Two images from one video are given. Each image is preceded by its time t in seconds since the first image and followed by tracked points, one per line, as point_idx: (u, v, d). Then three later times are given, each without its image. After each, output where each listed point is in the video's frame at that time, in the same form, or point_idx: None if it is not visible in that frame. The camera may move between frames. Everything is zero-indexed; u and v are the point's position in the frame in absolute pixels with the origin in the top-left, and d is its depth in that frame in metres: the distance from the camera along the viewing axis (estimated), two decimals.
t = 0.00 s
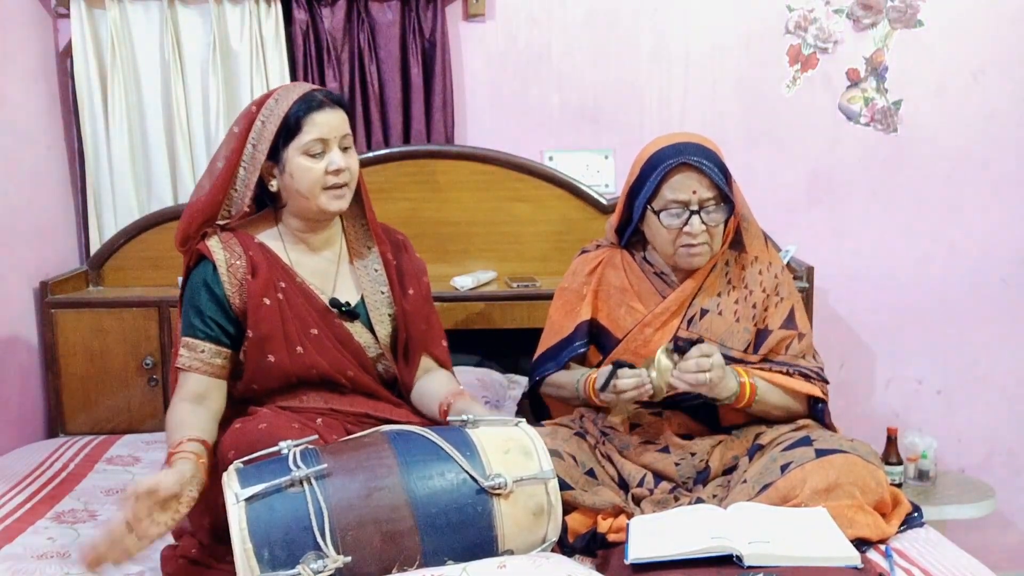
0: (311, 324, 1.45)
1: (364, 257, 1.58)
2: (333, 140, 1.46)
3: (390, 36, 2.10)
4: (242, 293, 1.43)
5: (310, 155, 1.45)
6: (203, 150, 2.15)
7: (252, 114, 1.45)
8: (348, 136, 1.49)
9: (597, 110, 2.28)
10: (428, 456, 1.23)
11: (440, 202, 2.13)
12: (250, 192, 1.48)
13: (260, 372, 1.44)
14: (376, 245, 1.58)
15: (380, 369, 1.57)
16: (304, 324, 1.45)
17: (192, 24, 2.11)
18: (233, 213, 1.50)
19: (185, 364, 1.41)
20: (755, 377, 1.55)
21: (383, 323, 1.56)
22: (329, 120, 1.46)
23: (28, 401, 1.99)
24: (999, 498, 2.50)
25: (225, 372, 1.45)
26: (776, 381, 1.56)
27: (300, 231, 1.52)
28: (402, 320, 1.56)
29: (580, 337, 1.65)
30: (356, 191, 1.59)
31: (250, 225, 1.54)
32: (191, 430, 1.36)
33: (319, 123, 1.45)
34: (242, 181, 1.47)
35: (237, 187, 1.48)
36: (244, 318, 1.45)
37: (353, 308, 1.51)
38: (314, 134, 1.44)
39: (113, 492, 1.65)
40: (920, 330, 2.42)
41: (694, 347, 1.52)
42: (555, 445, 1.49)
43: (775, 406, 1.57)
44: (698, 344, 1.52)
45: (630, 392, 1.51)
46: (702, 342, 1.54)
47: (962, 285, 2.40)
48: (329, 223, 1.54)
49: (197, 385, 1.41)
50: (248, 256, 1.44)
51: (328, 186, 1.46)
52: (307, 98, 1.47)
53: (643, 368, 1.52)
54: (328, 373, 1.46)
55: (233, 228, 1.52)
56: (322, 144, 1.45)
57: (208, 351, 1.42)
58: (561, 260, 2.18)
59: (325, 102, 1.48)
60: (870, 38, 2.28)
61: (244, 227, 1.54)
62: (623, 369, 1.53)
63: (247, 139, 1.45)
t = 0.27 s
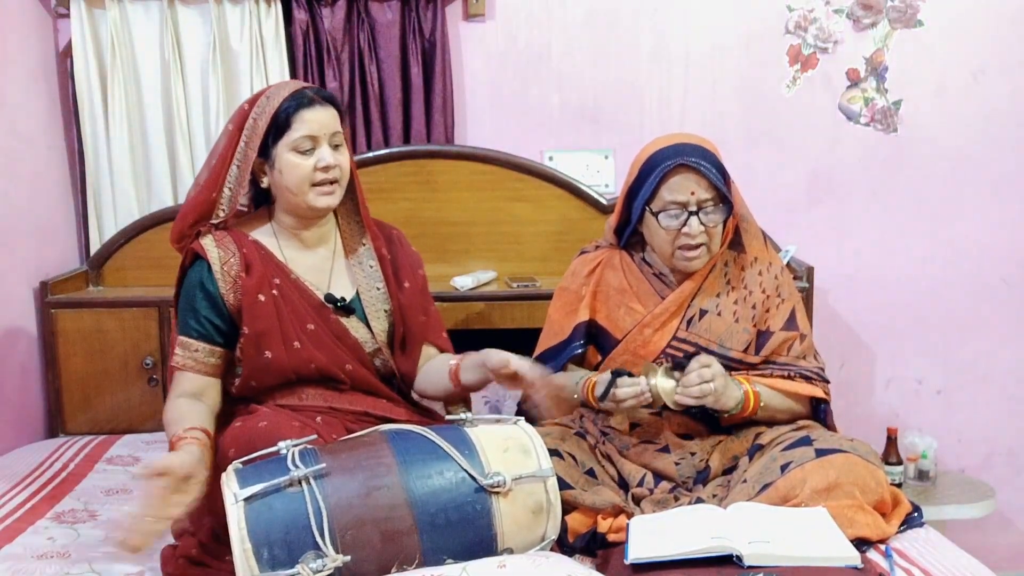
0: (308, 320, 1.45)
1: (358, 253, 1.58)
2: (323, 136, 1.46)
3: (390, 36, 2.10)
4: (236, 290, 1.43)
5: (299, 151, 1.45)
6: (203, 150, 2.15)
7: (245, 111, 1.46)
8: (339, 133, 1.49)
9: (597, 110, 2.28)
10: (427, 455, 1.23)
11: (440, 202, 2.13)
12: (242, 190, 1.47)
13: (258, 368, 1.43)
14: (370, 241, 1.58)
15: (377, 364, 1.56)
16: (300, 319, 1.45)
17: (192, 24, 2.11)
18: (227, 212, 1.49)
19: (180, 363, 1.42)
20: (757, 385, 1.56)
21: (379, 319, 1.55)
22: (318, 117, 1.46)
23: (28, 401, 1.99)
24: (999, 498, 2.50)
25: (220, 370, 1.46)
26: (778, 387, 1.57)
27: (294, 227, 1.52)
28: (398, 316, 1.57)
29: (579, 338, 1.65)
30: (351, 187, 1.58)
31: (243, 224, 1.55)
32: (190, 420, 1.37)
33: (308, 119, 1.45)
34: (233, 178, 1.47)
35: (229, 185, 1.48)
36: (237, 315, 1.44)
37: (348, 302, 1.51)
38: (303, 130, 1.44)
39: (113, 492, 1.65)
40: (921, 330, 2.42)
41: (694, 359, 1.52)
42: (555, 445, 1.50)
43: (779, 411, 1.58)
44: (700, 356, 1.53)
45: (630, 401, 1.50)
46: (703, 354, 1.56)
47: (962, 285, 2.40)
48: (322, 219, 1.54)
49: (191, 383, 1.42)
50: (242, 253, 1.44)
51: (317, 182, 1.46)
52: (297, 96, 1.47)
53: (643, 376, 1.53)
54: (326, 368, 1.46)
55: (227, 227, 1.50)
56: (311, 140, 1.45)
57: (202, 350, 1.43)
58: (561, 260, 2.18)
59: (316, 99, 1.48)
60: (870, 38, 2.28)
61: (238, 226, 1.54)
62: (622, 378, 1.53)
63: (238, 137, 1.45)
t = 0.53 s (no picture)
0: (309, 322, 1.45)
1: (360, 254, 1.58)
2: (324, 138, 1.46)
3: (390, 36, 2.10)
4: (238, 292, 1.43)
5: (300, 152, 1.45)
6: (204, 150, 2.15)
7: (246, 112, 1.46)
8: (340, 134, 1.49)
9: (597, 110, 2.28)
10: (427, 455, 1.23)
11: (440, 202, 2.13)
12: (243, 190, 1.48)
13: (258, 370, 1.43)
14: (372, 243, 1.58)
15: (377, 366, 1.57)
16: (301, 321, 1.45)
17: (192, 24, 2.11)
18: (228, 212, 1.50)
19: (179, 364, 1.41)
20: (755, 376, 1.55)
21: (380, 320, 1.56)
22: (319, 118, 1.45)
23: (28, 402, 1.99)
24: (999, 498, 2.50)
25: (219, 372, 1.45)
26: (776, 379, 1.56)
27: (295, 229, 1.52)
28: (398, 318, 1.56)
29: (580, 336, 1.65)
30: (352, 188, 1.58)
31: (244, 225, 1.54)
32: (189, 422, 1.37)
33: (309, 120, 1.44)
34: (235, 178, 1.48)
35: (230, 185, 1.48)
36: (238, 318, 1.44)
37: (350, 304, 1.51)
38: (304, 131, 1.44)
39: (113, 492, 1.65)
40: (920, 330, 2.42)
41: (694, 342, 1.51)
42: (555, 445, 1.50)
43: (776, 404, 1.57)
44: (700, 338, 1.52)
45: (628, 383, 1.51)
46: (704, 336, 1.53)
47: (962, 285, 2.40)
48: (324, 221, 1.54)
49: (190, 384, 1.42)
50: (244, 255, 1.45)
51: (318, 183, 1.46)
52: (299, 96, 1.47)
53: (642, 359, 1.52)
54: (327, 370, 1.46)
55: (228, 228, 1.51)
56: (312, 141, 1.45)
57: (201, 352, 1.42)
58: (561, 260, 2.18)
59: (317, 100, 1.48)
60: (870, 38, 2.28)
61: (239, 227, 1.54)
62: (621, 360, 1.53)
63: (240, 138, 1.46)
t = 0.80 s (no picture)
0: (316, 327, 1.45)
1: (369, 259, 1.59)
2: (337, 143, 1.46)
3: (390, 36, 2.10)
4: (247, 295, 1.43)
5: (313, 157, 1.45)
6: (203, 150, 2.15)
7: (258, 114, 1.46)
8: (352, 139, 1.49)
9: (597, 110, 2.28)
10: (429, 456, 1.23)
11: (440, 202, 2.14)
12: (253, 193, 1.48)
13: (263, 374, 1.43)
14: (381, 247, 1.59)
15: (384, 371, 1.57)
16: (308, 326, 1.45)
17: (192, 24, 2.11)
18: (237, 213, 1.50)
19: (190, 366, 1.40)
20: (757, 385, 1.56)
21: (386, 325, 1.56)
22: (333, 123, 1.45)
23: (28, 401, 1.99)
24: (999, 498, 2.50)
25: (230, 373, 1.45)
26: (779, 387, 1.57)
27: (303, 232, 1.52)
28: (407, 324, 1.57)
29: (579, 338, 1.65)
30: (362, 192, 1.59)
31: (252, 227, 1.54)
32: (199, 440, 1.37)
33: (323, 125, 1.44)
34: (245, 180, 1.48)
35: (241, 186, 1.48)
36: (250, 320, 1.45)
37: (357, 310, 1.51)
38: (317, 136, 1.44)
39: (113, 492, 1.65)
40: (920, 330, 2.42)
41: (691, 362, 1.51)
42: (554, 445, 1.50)
43: (780, 411, 1.58)
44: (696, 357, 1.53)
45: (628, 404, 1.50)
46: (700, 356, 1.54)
47: (962, 285, 2.40)
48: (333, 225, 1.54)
49: (202, 389, 1.41)
50: (253, 258, 1.45)
51: (330, 188, 1.46)
52: (312, 100, 1.46)
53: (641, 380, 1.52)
54: (330, 376, 1.46)
55: (237, 229, 1.51)
56: (325, 146, 1.45)
57: (213, 352, 1.41)
58: (561, 260, 2.18)
59: (330, 104, 1.48)
60: (870, 38, 2.28)
61: (247, 228, 1.54)
62: (621, 381, 1.52)
63: (252, 141, 1.46)
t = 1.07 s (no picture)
0: (317, 328, 1.45)
1: (370, 261, 1.59)
2: (339, 144, 1.46)
3: (390, 36, 2.10)
4: (248, 296, 1.43)
5: (316, 158, 1.45)
6: (203, 150, 2.15)
7: (260, 114, 1.46)
8: (355, 140, 1.49)
9: (597, 110, 2.28)
10: (428, 456, 1.23)
11: (440, 202, 2.13)
12: (256, 193, 1.48)
13: (263, 375, 1.44)
14: (382, 248, 1.58)
15: (385, 372, 1.57)
16: (309, 327, 1.45)
17: (192, 24, 2.11)
18: (239, 213, 1.50)
19: (185, 366, 1.41)
20: (756, 386, 1.56)
21: (388, 326, 1.56)
22: (335, 124, 1.45)
23: (28, 401, 1.99)
24: (999, 498, 2.50)
25: (225, 375, 1.45)
26: (778, 387, 1.57)
27: (305, 233, 1.52)
28: (408, 326, 1.57)
29: (580, 339, 1.65)
30: (363, 193, 1.59)
31: (254, 227, 1.54)
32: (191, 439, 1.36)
33: (325, 126, 1.44)
34: (248, 181, 1.48)
35: (244, 186, 1.48)
36: (249, 321, 1.45)
37: (359, 310, 1.52)
38: (319, 137, 1.44)
39: (113, 492, 1.65)
40: (920, 330, 2.42)
41: (693, 363, 1.54)
42: (555, 445, 1.49)
43: (779, 411, 1.58)
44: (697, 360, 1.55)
45: (630, 404, 1.53)
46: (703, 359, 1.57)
47: (962, 285, 2.40)
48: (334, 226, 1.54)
49: (195, 388, 1.41)
50: (254, 258, 1.45)
51: (332, 189, 1.46)
52: (314, 101, 1.46)
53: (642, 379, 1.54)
54: (331, 377, 1.46)
55: (238, 229, 1.51)
56: (328, 147, 1.45)
57: (209, 354, 1.41)
58: (561, 259, 2.18)
59: (333, 105, 1.47)
60: (870, 38, 2.28)
61: (248, 229, 1.53)
62: (623, 380, 1.55)
63: (254, 140, 1.46)
